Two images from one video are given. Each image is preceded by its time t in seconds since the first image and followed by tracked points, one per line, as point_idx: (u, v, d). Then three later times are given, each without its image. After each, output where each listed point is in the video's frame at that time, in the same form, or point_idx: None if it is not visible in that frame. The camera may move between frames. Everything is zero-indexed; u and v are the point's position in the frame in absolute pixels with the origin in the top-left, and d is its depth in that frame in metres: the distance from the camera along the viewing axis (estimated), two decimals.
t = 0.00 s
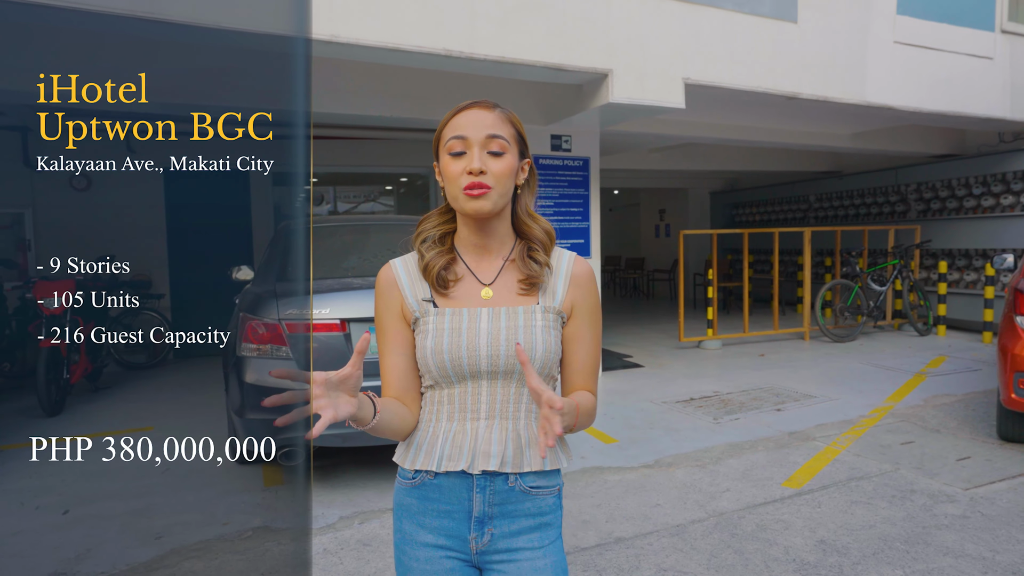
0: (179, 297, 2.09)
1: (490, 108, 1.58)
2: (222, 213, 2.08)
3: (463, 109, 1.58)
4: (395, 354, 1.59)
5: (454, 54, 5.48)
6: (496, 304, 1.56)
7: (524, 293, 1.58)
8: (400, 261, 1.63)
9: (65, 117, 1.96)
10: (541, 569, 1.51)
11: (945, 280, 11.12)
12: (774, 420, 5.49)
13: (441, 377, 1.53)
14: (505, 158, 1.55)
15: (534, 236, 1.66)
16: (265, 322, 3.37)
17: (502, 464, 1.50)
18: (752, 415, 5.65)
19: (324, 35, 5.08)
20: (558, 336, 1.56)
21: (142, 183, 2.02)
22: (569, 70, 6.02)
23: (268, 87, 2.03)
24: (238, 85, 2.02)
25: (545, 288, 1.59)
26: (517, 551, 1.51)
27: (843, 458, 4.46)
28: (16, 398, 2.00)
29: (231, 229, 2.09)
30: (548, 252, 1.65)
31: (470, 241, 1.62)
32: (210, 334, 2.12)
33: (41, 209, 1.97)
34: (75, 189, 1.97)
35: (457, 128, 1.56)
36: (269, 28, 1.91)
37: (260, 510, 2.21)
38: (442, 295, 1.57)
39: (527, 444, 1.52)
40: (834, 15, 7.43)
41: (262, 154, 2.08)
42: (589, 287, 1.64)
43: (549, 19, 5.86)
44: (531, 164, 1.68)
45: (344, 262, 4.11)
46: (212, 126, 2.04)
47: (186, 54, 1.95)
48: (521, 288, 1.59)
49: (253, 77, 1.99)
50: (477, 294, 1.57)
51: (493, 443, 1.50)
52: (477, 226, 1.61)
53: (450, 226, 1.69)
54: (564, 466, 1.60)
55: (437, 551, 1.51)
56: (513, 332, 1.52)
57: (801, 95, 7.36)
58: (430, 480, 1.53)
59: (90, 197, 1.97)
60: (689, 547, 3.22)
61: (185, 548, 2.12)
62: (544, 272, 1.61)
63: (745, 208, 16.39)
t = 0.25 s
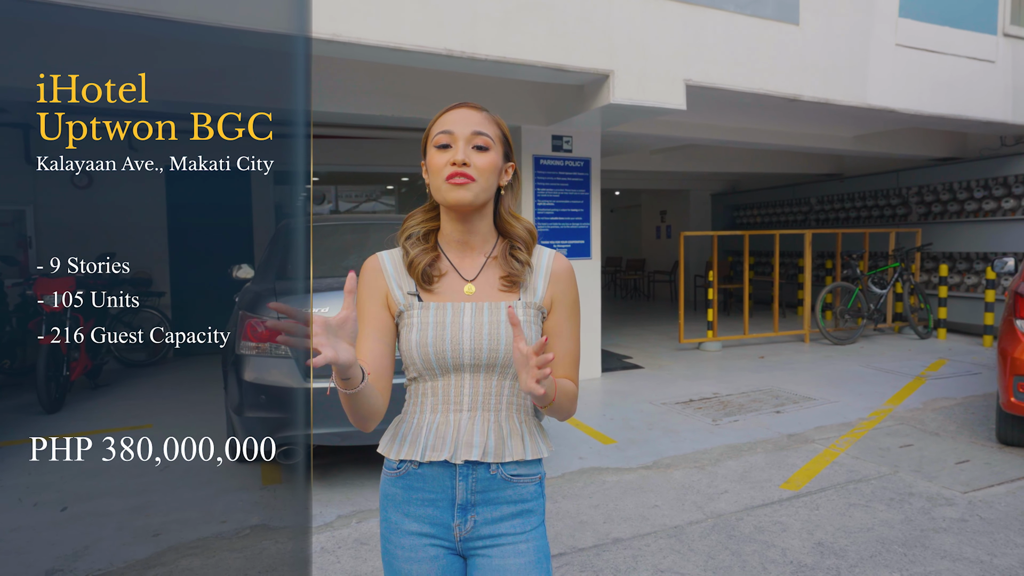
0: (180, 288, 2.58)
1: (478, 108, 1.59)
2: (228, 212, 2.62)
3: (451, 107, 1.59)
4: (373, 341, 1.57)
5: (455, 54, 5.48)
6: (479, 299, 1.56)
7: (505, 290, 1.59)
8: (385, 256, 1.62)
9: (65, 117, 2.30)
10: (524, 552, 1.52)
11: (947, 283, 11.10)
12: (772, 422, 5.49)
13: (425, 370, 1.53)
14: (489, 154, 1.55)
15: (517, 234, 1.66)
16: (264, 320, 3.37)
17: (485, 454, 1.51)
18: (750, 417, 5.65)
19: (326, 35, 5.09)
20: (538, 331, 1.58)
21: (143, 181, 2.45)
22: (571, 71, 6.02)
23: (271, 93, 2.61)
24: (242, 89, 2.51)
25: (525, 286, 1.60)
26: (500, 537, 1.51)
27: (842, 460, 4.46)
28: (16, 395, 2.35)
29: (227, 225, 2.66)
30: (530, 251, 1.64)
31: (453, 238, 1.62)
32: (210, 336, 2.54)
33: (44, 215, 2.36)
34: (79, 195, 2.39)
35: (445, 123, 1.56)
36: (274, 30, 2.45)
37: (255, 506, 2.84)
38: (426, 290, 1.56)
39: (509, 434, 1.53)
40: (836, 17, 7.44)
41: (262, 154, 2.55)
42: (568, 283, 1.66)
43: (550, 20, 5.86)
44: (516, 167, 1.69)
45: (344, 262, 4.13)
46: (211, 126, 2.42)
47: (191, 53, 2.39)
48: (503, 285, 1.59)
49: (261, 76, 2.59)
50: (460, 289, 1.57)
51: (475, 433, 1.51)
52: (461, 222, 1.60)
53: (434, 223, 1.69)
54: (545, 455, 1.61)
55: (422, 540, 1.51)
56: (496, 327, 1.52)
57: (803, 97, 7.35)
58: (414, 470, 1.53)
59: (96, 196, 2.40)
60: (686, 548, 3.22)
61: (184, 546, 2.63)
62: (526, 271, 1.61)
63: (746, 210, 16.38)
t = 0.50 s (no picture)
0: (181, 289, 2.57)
1: (473, 111, 1.60)
2: (227, 212, 2.60)
3: (446, 110, 1.59)
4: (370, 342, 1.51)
5: (457, 54, 5.48)
6: (471, 298, 1.56)
7: (496, 288, 1.59)
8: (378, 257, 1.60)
9: (65, 117, 2.31)
10: (519, 551, 1.52)
11: (948, 285, 11.09)
12: (772, 423, 5.49)
13: (419, 370, 1.52)
14: (482, 156, 1.55)
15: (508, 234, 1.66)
16: (263, 320, 3.36)
17: (481, 451, 1.52)
18: (750, 418, 5.65)
19: (327, 34, 5.08)
20: (530, 328, 1.59)
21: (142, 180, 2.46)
22: (573, 71, 6.02)
23: (272, 93, 2.66)
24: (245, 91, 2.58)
25: (517, 283, 1.60)
26: (495, 535, 1.52)
27: (841, 462, 4.46)
28: (18, 392, 2.43)
29: (229, 226, 2.65)
30: (520, 249, 1.64)
31: (444, 237, 1.60)
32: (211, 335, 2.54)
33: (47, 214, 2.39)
34: (80, 194, 2.41)
35: (439, 125, 1.56)
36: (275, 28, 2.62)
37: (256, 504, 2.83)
38: (420, 290, 1.55)
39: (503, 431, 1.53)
40: (838, 18, 7.43)
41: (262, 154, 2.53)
42: (560, 281, 1.66)
43: (552, 20, 5.86)
44: (506, 172, 1.69)
45: (345, 260, 4.14)
46: (212, 126, 2.43)
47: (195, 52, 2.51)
48: (494, 283, 1.59)
49: (264, 76, 2.66)
50: (452, 289, 1.57)
51: (470, 432, 1.52)
52: (453, 222, 1.60)
53: (426, 224, 1.68)
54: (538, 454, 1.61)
55: (417, 539, 1.51)
56: (488, 325, 1.52)
57: (804, 99, 7.35)
58: (409, 468, 1.53)
59: (98, 196, 2.43)
60: (685, 549, 3.22)
61: (183, 545, 2.68)
62: (516, 270, 1.61)
63: (747, 211, 16.37)
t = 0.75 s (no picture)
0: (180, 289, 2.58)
1: (476, 103, 1.59)
2: (228, 212, 2.61)
3: (449, 102, 1.58)
4: (374, 350, 1.51)
5: (458, 52, 5.46)
6: (477, 300, 1.55)
7: (502, 291, 1.58)
8: (379, 255, 1.57)
9: (66, 117, 2.33)
10: (520, 549, 1.52)
11: (949, 285, 11.07)
12: (772, 423, 5.49)
13: (425, 373, 1.51)
14: (487, 148, 1.54)
15: (512, 234, 1.66)
16: (264, 318, 3.37)
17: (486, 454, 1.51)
18: (750, 418, 5.64)
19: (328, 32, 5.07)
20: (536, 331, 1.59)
21: (142, 179, 2.45)
22: (573, 69, 6.00)
23: (272, 93, 2.58)
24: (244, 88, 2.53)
25: (522, 288, 1.60)
26: (496, 534, 1.52)
27: (842, 462, 4.45)
28: (18, 389, 2.37)
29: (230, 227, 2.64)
30: (525, 251, 1.64)
31: (448, 235, 1.60)
32: (210, 336, 2.60)
33: (49, 212, 2.38)
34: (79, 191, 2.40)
35: (442, 118, 1.55)
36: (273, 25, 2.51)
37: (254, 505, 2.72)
38: (425, 292, 1.54)
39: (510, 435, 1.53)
40: (840, 18, 7.42)
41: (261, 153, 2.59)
42: (562, 282, 1.68)
43: (553, 19, 5.85)
44: (510, 167, 1.69)
45: (345, 259, 4.14)
46: (212, 126, 2.48)
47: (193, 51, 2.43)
48: (499, 286, 1.59)
49: (264, 76, 2.57)
50: (457, 289, 1.56)
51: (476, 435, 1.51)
52: (457, 220, 1.59)
53: (428, 221, 1.66)
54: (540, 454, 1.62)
55: (418, 539, 1.50)
56: (495, 329, 1.52)
57: (805, 98, 7.33)
58: (410, 468, 1.52)
59: (97, 196, 2.40)
60: (684, 549, 3.21)
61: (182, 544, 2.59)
62: (521, 272, 1.61)
63: (748, 210, 16.35)
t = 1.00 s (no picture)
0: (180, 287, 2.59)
1: (478, 97, 1.57)
2: (226, 213, 2.60)
3: (450, 95, 1.56)
4: (360, 352, 1.50)
5: (458, 49, 5.44)
6: (479, 301, 1.54)
7: (504, 293, 1.57)
8: (377, 254, 1.54)
9: (66, 117, 2.30)
10: (522, 548, 1.50)
11: (949, 285, 11.06)
12: (772, 423, 5.48)
13: (426, 376, 1.49)
14: (491, 143, 1.52)
15: (514, 232, 1.64)
16: (262, 315, 3.36)
17: (488, 457, 1.50)
18: (750, 417, 5.64)
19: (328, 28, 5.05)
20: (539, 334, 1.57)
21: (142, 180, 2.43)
22: (574, 67, 5.99)
23: (271, 91, 2.60)
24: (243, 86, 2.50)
25: (524, 289, 1.59)
26: (498, 532, 1.51)
27: (842, 462, 4.44)
28: (14, 386, 2.41)
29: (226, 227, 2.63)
30: (528, 251, 1.63)
31: (449, 233, 1.58)
32: (210, 335, 2.57)
33: (46, 210, 2.38)
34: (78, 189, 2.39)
35: (445, 113, 1.52)
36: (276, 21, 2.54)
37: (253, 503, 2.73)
38: (426, 293, 1.52)
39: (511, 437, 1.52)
40: (842, 16, 7.40)
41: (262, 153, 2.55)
42: (565, 281, 1.67)
43: (554, 16, 5.83)
44: (512, 162, 1.67)
45: (345, 257, 4.13)
46: (212, 126, 2.45)
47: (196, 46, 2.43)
48: (501, 287, 1.57)
49: (265, 74, 2.62)
50: (459, 289, 1.54)
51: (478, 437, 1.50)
52: (459, 217, 1.57)
53: (428, 217, 1.64)
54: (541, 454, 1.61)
55: (420, 537, 1.49)
56: (498, 332, 1.51)
57: (807, 97, 7.32)
58: (411, 467, 1.51)
59: (98, 197, 2.40)
60: (684, 549, 3.20)
61: (179, 542, 2.61)
62: (524, 273, 1.59)
63: (748, 210, 16.33)
